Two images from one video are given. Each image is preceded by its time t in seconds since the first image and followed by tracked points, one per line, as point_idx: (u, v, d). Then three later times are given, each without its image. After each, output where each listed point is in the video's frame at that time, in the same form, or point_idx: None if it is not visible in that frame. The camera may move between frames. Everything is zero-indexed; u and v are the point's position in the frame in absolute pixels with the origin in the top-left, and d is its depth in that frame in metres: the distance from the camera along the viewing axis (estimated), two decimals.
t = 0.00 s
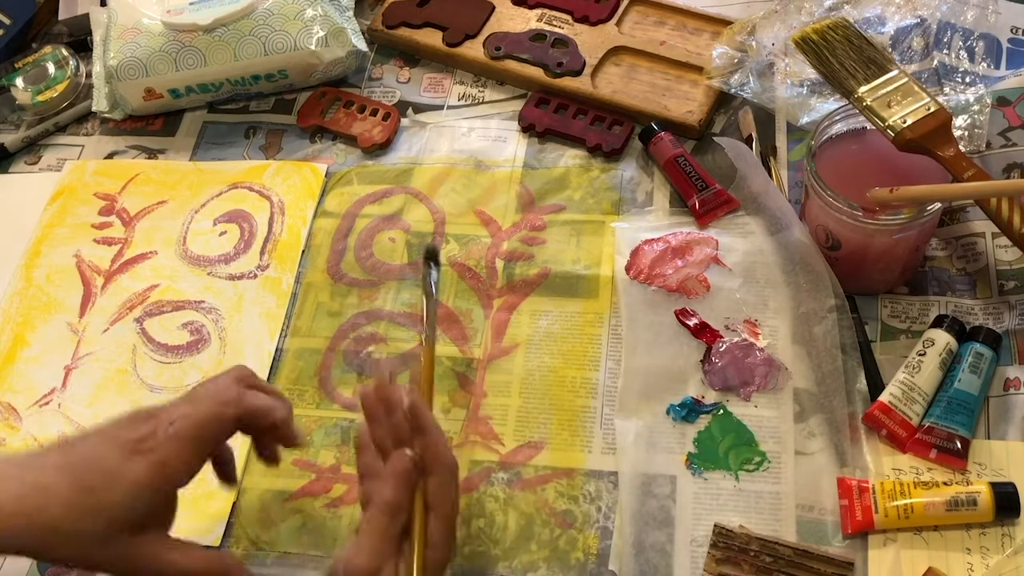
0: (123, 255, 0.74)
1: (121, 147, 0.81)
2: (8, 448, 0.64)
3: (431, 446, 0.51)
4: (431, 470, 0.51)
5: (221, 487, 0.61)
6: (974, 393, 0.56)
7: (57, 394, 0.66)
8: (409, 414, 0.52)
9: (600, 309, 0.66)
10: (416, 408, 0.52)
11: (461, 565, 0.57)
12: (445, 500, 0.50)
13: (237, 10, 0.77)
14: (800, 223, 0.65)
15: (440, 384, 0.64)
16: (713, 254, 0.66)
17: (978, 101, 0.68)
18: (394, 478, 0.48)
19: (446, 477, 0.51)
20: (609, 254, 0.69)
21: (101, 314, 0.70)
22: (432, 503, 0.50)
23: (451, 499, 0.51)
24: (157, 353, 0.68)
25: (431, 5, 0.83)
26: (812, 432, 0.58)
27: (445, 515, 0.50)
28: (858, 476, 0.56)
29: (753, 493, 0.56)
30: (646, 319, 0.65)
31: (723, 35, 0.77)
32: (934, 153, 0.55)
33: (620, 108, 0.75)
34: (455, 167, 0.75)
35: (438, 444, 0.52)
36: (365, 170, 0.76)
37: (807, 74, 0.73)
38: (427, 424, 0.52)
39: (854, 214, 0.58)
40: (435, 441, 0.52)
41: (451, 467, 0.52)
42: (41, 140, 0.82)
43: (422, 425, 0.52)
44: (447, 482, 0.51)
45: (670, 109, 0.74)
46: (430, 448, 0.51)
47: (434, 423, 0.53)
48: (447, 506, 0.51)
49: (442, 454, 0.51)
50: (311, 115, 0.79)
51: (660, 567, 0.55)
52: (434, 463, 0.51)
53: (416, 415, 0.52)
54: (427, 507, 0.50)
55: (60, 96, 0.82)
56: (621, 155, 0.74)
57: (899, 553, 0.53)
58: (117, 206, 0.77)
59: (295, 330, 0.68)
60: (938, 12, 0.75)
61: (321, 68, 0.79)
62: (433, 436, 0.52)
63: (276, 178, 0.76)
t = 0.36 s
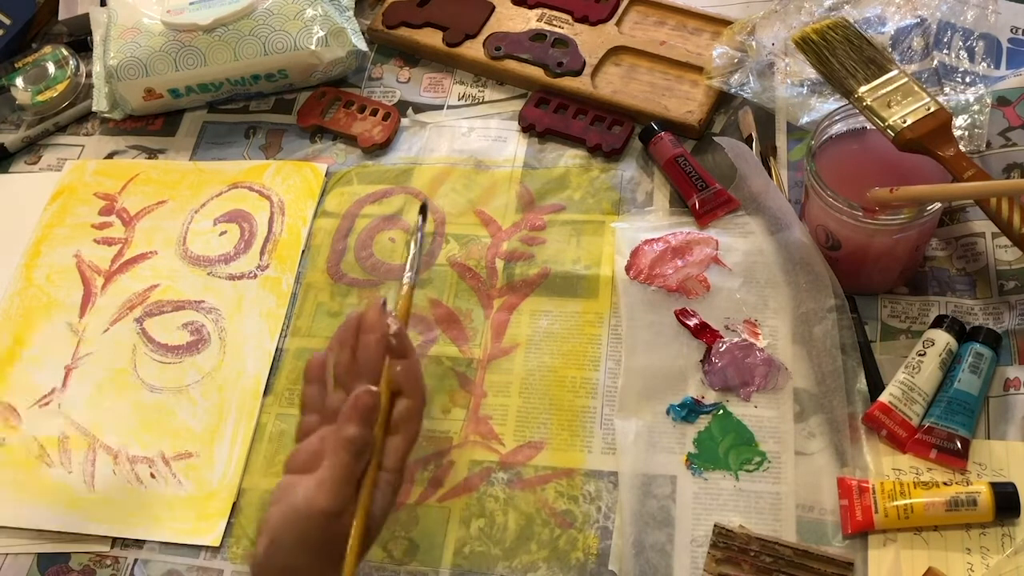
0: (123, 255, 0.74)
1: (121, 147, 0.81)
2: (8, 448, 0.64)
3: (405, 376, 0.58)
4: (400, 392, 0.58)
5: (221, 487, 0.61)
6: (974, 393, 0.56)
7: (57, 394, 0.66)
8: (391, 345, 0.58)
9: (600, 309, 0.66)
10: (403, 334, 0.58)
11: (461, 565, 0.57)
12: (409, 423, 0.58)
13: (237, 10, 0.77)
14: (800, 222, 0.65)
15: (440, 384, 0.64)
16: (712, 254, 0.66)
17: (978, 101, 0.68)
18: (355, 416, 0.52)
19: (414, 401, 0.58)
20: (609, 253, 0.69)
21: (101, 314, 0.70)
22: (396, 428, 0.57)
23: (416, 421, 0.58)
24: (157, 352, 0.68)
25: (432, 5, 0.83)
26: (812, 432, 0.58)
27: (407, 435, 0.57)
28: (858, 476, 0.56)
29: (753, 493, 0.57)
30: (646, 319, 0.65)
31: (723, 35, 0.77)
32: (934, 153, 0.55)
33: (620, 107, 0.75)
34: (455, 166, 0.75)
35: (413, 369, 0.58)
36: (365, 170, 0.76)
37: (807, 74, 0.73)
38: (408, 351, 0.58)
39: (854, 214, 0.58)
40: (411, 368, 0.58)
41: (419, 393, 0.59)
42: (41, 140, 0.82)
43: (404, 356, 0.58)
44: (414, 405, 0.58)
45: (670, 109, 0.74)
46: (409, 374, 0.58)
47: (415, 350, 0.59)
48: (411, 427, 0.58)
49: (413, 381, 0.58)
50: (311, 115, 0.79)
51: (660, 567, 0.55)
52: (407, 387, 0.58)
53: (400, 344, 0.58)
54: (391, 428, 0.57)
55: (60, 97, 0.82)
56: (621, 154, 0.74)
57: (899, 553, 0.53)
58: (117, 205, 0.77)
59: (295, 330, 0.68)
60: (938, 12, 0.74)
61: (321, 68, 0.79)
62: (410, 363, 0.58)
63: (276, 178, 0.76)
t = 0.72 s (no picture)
0: (123, 255, 0.74)
1: (121, 147, 0.81)
2: (9, 448, 0.64)
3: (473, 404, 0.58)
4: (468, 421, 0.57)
5: (221, 488, 0.61)
6: (974, 394, 0.56)
7: (57, 394, 0.67)
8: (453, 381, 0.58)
9: (600, 309, 0.66)
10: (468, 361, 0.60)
11: (461, 565, 0.57)
12: (476, 452, 0.56)
13: (237, 10, 0.77)
14: (800, 222, 0.65)
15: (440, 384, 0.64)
16: (712, 254, 0.66)
17: (978, 101, 0.68)
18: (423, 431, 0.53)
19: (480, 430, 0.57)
20: (609, 254, 0.69)
21: (101, 314, 0.70)
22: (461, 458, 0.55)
23: (482, 450, 0.57)
24: (157, 353, 0.68)
25: (431, 5, 0.83)
26: (812, 432, 0.58)
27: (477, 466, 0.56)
28: (858, 476, 0.56)
29: (753, 493, 0.57)
30: (645, 319, 0.65)
31: (723, 35, 0.77)
32: (934, 153, 0.55)
33: (620, 108, 0.75)
34: (455, 166, 0.75)
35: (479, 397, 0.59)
36: (365, 170, 0.76)
37: (807, 74, 0.73)
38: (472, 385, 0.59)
39: (854, 214, 0.58)
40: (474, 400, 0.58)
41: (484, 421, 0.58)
42: (41, 140, 0.82)
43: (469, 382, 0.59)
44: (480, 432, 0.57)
45: (670, 109, 0.74)
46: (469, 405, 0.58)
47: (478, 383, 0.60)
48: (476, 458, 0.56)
49: (483, 407, 0.57)
50: (311, 115, 0.79)
51: (660, 567, 0.55)
52: (477, 414, 0.57)
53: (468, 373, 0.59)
54: (461, 455, 0.55)
55: (60, 96, 0.82)
56: (621, 154, 0.74)
57: (899, 553, 0.53)
58: (117, 205, 0.77)
59: (295, 330, 0.68)
60: (938, 12, 0.74)
61: (321, 68, 0.79)
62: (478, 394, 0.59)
63: (276, 178, 0.76)
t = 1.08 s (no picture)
0: (123, 255, 0.74)
1: (121, 147, 0.81)
2: (9, 448, 0.64)
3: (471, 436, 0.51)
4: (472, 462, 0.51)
5: (221, 488, 0.61)
6: (974, 394, 0.56)
7: (57, 394, 0.67)
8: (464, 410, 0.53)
9: (600, 309, 0.66)
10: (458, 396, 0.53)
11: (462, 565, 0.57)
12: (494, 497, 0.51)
13: (237, 10, 0.77)
14: (800, 222, 0.65)
15: (441, 383, 0.64)
16: (712, 255, 0.66)
17: (978, 101, 0.68)
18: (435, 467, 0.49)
19: (492, 467, 0.51)
20: (609, 254, 0.69)
21: (101, 314, 0.70)
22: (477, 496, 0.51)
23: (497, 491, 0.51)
24: (157, 353, 0.68)
25: (431, 5, 0.83)
26: (812, 432, 0.58)
27: (495, 504, 0.51)
28: (858, 476, 0.56)
29: (753, 493, 0.56)
30: (646, 319, 0.65)
31: (723, 35, 0.77)
32: (934, 153, 0.55)
33: (620, 108, 0.75)
34: (455, 166, 0.75)
35: (477, 432, 0.51)
36: (365, 170, 0.76)
37: (807, 74, 0.73)
38: (471, 415, 0.52)
39: (854, 214, 0.58)
40: (475, 432, 0.51)
41: (496, 456, 0.51)
42: (41, 140, 0.82)
43: (465, 414, 0.52)
44: (488, 470, 0.51)
45: (670, 109, 0.74)
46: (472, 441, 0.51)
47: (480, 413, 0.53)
48: (498, 494, 0.51)
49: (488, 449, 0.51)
50: (311, 115, 0.79)
51: (660, 567, 0.55)
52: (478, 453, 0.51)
53: (462, 405, 0.52)
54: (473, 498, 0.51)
55: (60, 96, 0.82)
56: (621, 155, 0.74)
57: (899, 553, 0.53)
58: (117, 206, 0.77)
59: (295, 330, 0.68)
60: (938, 12, 0.74)
61: (321, 68, 0.79)
62: (478, 425, 0.52)
63: (276, 178, 0.76)
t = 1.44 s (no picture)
0: (123, 255, 0.74)
1: (120, 147, 0.81)
2: (9, 448, 0.64)
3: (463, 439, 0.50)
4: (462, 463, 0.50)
5: (221, 488, 0.61)
6: (974, 393, 0.56)
7: (57, 394, 0.67)
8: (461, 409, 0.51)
9: (600, 309, 0.66)
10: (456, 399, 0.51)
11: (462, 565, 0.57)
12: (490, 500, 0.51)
13: (237, 10, 0.77)
14: (800, 222, 0.65)
15: (440, 383, 0.64)
16: (712, 255, 0.66)
17: (978, 101, 0.68)
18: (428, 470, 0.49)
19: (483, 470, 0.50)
20: (609, 253, 0.69)
21: (101, 314, 0.71)
22: (470, 496, 0.51)
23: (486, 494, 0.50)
24: (157, 353, 0.68)
25: (431, 5, 0.83)
26: (812, 432, 0.58)
27: (484, 504, 0.51)
28: (858, 476, 0.56)
29: (753, 493, 0.56)
30: (645, 319, 0.65)
31: (723, 35, 0.77)
32: (934, 152, 0.55)
33: (620, 108, 0.75)
34: (455, 166, 0.75)
35: (469, 434, 0.50)
36: (365, 170, 0.76)
37: (807, 73, 0.73)
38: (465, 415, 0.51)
39: (854, 214, 0.58)
40: (468, 433, 0.50)
41: (490, 458, 0.50)
42: (41, 140, 0.82)
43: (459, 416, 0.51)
44: (478, 473, 0.50)
45: (670, 109, 0.74)
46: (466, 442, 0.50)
47: (477, 413, 0.51)
48: (489, 495, 0.50)
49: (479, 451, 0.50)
50: (311, 115, 0.79)
51: (660, 566, 0.55)
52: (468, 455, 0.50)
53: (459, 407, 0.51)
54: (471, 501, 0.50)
55: (60, 96, 0.82)
56: (621, 154, 0.74)
57: (899, 553, 0.53)
58: (117, 205, 0.77)
59: (295, 329, 0.68)
60: (938, 12, 0.74)
61: (321, 68, 0.79)
62: (471, 427, 0.50)
63: (276, 178, 0.76)
